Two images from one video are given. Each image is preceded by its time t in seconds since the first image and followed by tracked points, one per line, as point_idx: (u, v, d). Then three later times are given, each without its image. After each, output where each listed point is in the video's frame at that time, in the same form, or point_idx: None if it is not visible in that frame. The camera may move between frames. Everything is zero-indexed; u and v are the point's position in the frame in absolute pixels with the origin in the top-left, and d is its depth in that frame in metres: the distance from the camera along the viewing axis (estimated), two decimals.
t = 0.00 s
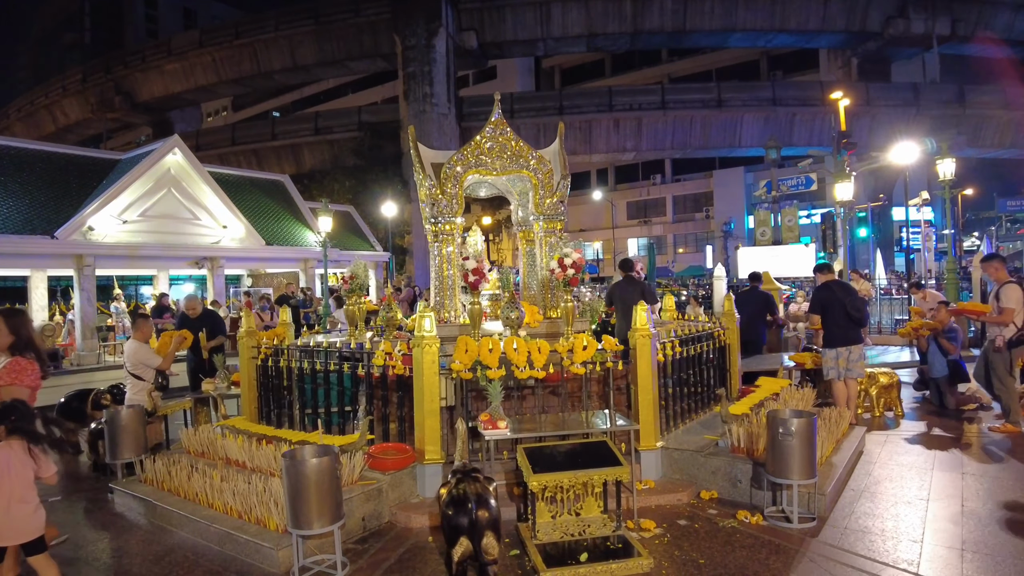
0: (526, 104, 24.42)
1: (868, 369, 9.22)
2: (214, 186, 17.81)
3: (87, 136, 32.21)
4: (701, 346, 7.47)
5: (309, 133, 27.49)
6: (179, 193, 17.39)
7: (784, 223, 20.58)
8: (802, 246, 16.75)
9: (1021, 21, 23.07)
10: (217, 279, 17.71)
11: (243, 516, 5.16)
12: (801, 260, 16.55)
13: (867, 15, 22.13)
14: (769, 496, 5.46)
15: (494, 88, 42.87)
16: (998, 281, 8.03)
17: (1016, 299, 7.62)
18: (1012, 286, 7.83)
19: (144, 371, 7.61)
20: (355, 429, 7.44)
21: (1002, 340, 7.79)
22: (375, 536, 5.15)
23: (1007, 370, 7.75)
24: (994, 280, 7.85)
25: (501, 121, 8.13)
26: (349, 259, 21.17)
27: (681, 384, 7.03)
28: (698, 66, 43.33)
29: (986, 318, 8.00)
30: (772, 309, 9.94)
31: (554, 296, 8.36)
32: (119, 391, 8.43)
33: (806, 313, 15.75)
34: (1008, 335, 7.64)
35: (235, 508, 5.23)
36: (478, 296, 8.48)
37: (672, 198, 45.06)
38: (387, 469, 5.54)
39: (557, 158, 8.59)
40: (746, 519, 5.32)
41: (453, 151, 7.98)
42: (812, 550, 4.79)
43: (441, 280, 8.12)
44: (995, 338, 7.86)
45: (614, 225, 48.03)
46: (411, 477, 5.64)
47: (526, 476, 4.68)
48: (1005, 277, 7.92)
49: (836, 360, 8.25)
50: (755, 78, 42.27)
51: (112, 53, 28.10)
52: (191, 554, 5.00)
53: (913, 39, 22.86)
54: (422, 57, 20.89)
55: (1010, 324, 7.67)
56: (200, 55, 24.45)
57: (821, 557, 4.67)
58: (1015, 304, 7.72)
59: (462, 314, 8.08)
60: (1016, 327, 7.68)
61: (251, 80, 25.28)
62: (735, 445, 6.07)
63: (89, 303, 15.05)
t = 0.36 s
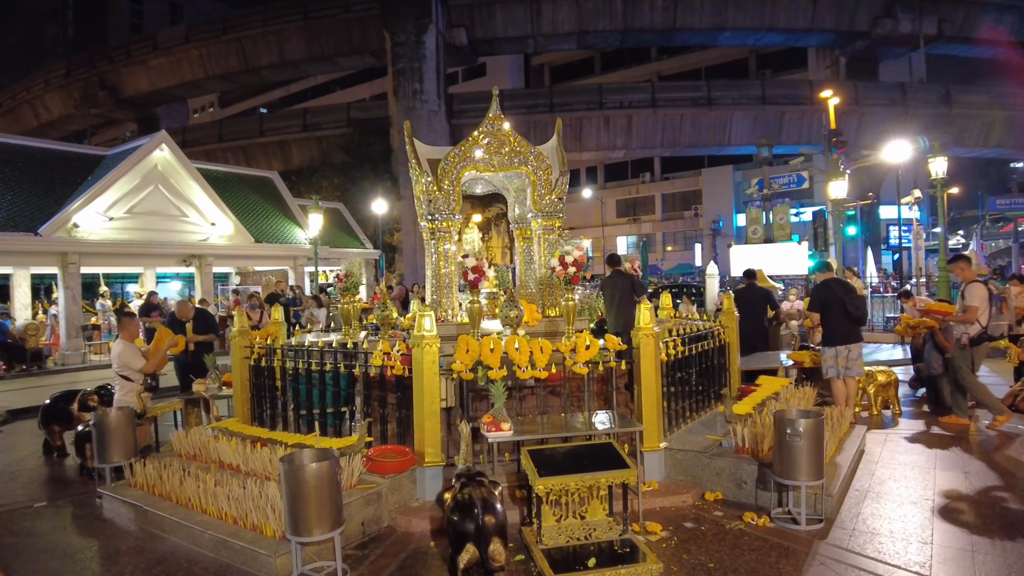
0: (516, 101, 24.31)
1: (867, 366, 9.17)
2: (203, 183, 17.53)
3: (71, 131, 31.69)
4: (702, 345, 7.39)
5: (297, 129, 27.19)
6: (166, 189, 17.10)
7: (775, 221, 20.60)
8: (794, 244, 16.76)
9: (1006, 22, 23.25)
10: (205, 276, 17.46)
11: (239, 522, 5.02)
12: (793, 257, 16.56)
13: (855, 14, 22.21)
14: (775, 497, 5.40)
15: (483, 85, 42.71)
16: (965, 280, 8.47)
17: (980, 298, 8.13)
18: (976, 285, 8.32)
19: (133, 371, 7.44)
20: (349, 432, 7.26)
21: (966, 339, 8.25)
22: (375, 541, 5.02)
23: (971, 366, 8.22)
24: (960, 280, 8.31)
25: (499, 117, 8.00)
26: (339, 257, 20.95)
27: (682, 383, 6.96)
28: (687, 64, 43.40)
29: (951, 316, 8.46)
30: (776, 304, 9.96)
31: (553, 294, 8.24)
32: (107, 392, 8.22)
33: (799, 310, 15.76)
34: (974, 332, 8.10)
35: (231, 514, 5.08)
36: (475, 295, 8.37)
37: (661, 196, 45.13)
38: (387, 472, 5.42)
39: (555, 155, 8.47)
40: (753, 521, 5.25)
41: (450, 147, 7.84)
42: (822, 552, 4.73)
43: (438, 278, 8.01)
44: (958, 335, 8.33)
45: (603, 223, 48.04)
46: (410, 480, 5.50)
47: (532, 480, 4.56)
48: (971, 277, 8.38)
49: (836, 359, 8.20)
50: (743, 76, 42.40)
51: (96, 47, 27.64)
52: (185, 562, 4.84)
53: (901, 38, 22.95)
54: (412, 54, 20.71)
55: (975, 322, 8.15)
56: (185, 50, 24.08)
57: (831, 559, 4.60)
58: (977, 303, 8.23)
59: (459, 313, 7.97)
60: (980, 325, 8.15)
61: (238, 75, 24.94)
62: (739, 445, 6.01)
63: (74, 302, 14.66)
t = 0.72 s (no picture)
0: (493, 100, 24.16)
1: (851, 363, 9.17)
2: (175, 180, 17.06)
3: (33, 126, 30.69)
4: (691, 344, 7.33)
5: (270, 126, 26.67)
6: (136, 186, 16.61)
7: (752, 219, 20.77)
8: (772, 242, 16.88)
9: (971, 26, 23.80)
10: (177, 277, 17.11)
11: (222, 532, 4.81)
12: (770, 256, 16.69)
13: (827, 16, 22.52)
14: (771, 496, 5.35)
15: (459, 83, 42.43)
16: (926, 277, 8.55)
17: (937, 296, 8.22)
18: (936, 283, 8.40)
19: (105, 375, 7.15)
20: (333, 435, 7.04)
21: (925, 335, 8.33)
22: (366, 549, 4.85)
23: (930, 362, 8.38)
24: (920, 278, 8.40)
25: (485, 112, 7.86)
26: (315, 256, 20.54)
27: (672, 382, 6.90)
28: (662, 64, 43.65)
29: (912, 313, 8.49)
30: (762, 302, 10.01)
31: (541, 292, 8.11)
32: (77, 396, 7.88)
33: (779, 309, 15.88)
34: (932, 328, 8.14)
35: (214, 523, 4.86)
36: (460, 295, 8.24)
37: (636, 195, 45.34)
38: (376, 478, 5.24)
39: (542, 151, 8.35)
40: (750, 521, 5.20)
41: (436, 143, 7.67)
42: (821, 552, 4.68)
43: (423, 277, 7.84)
44: (918, 332, 8.41)
45: (580, 221, 48.10)
46: (400, 485, 5.34)
47: (529, 483, 4.42)
48: (930, 275, 8.46)
49: (822, 357, 8.21)
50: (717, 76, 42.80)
51: (60, 40, 26.78)
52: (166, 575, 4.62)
53: (871, 41, 23.32)
54: (387, 51, 20.44)
55: (934, 319, 8.19)
56: (154, 45, 23.47)
57: (831, 559, 4.56)
58: (936, 300, 8.31)
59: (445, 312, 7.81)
60: (938, 322, 8.19)
61: (209, 71, 24.37)
62: (732, 444, 5.96)
63: (39, 303, 14.13)
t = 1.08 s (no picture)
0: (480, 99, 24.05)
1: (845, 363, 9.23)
2: (160, 177, 16.76)
3: (10, 123, 30.02)
4: (690, 344, 7.29)
5: (254, 124, 26.33)
6: (120, 183, 16.32)
7: (740, 220, 20.87)
8: (761, 243, 16.93)
9: (951, 31, 24.13)
10: (161, 276, 16.61)
11: (220, 537, 4.67)
12: (758, 257, 16.75)
13: (810, 20, 22.71)
14: (777, 497, 5.32)
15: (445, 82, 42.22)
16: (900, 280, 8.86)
17: (908, 298, 8.53)
18: (908, 285, 8.72)
19: (92, 378, 6.95)
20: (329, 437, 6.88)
21: (898, 336, 8.83)
22: (368, 555, 4.73)
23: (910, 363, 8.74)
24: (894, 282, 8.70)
25: (483, 110, 7.75)
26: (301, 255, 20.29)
27: (672, 383, 6.86)
28: (648, 65, 43.77)
29: (887, 316, 8.93)
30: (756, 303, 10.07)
31: (539, 291, 8.03)
32: (62, 398, 7.62)
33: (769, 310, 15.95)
34: (904, 331, 8.58)
35: (211, 529, 4.72)
36: (456, 294, 8.14)
37: (621, 195, 45.44)
38: (378, 481, 5.11)
39: (539, 149, 8.25)
40: (757, 522, 5.15)
41: (433, 139, 7.53)
42: (830, 553, 4.65)
43: (420, 276, 7.72)
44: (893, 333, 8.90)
45: (565, 222, 48.12)
46: (402, 488, 5.23)
47: (538, 486, 4.34)
48: (905, 278, 8.77)
49: (819, 357, 8.23)
50: (702, 78, 43.04)
51: (38, 35, 26.23)
52: None
53: (854, 45, 23.54)
54: (373, 49, 20.27)
55: (906, 321, 8.60)
56: (135, 41, 23.08)
57: (841, 560, 4.53)
58: (908, 302, 8.66)
59: (442, 312, 7.71)
60: (910, 324, 8.65)
61: (192, 68, 23.99)
62: (736, 445, 5.93)
63: (19, 302, 13.77)
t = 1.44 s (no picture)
0: (477, 100, 23.97)
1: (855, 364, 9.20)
2: (158, 176, 16.60)
3: None
4: (707, 345, 7.24)
5: (249, 123, 26.13)
6: (118, 181, 16.16)
7: (740, 222, 20.90)
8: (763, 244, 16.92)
9: (944, 35, 24.28)
10: (159, 275, 16.34)
11: (243, 541, 4.57)
12: (759, 258, 16.75)
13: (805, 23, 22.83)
14: (803, 499, 5.28)
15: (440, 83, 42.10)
16: (901, 281, 8.89)
17: (909, 300, 8.60)
18: (908, 286, 8.78)
19: (101, 377, 6.85)
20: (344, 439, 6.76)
21: (903, 338, 8.96)
22: (394, 559, 4.65)
23: (916, 364, 8.90)
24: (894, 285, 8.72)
25: (498, 108, 7.66)
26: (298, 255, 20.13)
27: (691, 383, 6.81)
28: (644, 67, 43.80)
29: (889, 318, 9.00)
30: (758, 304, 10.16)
31: (553, 292, 7.97)
32: (68, 398, 7.48)
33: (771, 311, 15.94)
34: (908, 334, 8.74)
35: (233, 532, 4.62)
36: (469, 294, 8.09)
37: (617, 197, 45.43)
38: (402, 483, 5.03)
39: (552, 148, 8.17)
40: (784, 524, 5.11)
41: (448, 137, 7.44)
42: (862, 554, 4.60)
43: (434, 275, 7.64)
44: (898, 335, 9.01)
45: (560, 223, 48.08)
46: (425, 490, 5.15)
47: (570, 489, 4.27)
48: (905, 279, 8.79)
49: (833, 357, 8.18)
50: (697, 80, 43.14)
51: (30, 31, 25.91)
52: None
53: (849, 48, 23.64)
54: (370, 48, 20.16)
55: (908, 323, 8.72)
56: (129, 38, 22.85)
57: (873, 560, 4.50)
58: (908, 305, 8.70)
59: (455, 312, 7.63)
60: (914, 325, 8.76)
61: (187, 67, 23.78)
62: (758, 447, 5.90)
63: (16, 301, 13.57)
